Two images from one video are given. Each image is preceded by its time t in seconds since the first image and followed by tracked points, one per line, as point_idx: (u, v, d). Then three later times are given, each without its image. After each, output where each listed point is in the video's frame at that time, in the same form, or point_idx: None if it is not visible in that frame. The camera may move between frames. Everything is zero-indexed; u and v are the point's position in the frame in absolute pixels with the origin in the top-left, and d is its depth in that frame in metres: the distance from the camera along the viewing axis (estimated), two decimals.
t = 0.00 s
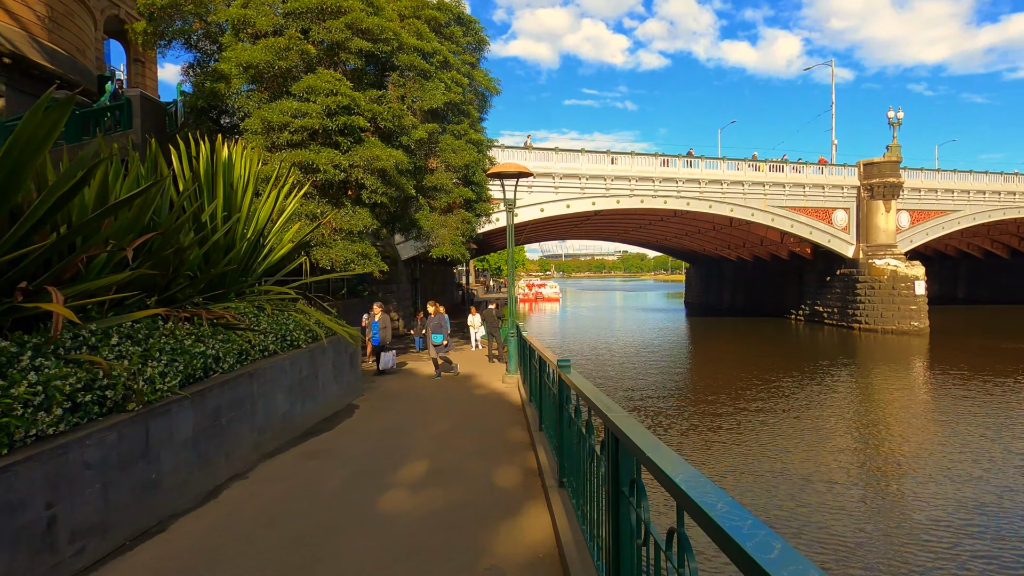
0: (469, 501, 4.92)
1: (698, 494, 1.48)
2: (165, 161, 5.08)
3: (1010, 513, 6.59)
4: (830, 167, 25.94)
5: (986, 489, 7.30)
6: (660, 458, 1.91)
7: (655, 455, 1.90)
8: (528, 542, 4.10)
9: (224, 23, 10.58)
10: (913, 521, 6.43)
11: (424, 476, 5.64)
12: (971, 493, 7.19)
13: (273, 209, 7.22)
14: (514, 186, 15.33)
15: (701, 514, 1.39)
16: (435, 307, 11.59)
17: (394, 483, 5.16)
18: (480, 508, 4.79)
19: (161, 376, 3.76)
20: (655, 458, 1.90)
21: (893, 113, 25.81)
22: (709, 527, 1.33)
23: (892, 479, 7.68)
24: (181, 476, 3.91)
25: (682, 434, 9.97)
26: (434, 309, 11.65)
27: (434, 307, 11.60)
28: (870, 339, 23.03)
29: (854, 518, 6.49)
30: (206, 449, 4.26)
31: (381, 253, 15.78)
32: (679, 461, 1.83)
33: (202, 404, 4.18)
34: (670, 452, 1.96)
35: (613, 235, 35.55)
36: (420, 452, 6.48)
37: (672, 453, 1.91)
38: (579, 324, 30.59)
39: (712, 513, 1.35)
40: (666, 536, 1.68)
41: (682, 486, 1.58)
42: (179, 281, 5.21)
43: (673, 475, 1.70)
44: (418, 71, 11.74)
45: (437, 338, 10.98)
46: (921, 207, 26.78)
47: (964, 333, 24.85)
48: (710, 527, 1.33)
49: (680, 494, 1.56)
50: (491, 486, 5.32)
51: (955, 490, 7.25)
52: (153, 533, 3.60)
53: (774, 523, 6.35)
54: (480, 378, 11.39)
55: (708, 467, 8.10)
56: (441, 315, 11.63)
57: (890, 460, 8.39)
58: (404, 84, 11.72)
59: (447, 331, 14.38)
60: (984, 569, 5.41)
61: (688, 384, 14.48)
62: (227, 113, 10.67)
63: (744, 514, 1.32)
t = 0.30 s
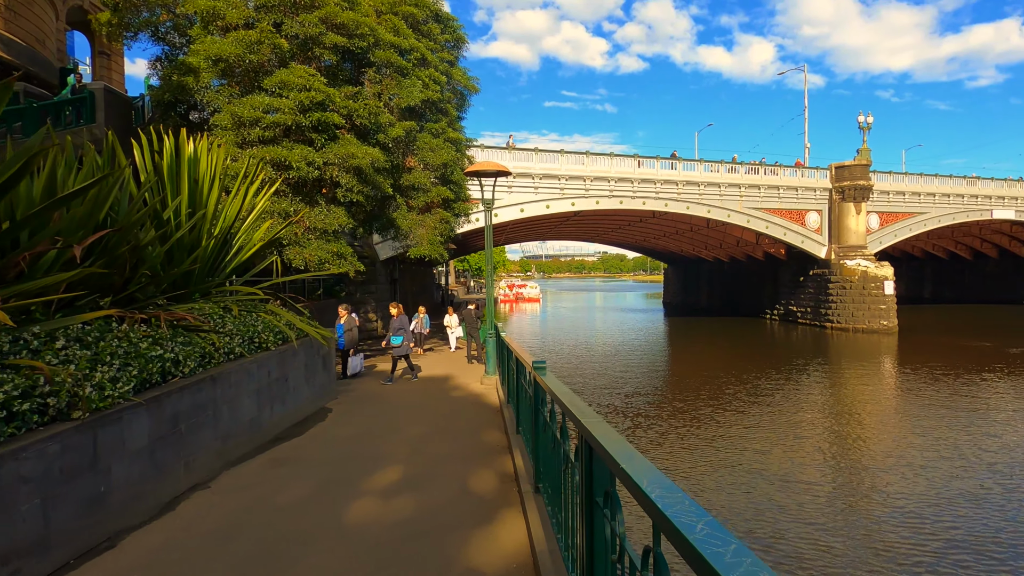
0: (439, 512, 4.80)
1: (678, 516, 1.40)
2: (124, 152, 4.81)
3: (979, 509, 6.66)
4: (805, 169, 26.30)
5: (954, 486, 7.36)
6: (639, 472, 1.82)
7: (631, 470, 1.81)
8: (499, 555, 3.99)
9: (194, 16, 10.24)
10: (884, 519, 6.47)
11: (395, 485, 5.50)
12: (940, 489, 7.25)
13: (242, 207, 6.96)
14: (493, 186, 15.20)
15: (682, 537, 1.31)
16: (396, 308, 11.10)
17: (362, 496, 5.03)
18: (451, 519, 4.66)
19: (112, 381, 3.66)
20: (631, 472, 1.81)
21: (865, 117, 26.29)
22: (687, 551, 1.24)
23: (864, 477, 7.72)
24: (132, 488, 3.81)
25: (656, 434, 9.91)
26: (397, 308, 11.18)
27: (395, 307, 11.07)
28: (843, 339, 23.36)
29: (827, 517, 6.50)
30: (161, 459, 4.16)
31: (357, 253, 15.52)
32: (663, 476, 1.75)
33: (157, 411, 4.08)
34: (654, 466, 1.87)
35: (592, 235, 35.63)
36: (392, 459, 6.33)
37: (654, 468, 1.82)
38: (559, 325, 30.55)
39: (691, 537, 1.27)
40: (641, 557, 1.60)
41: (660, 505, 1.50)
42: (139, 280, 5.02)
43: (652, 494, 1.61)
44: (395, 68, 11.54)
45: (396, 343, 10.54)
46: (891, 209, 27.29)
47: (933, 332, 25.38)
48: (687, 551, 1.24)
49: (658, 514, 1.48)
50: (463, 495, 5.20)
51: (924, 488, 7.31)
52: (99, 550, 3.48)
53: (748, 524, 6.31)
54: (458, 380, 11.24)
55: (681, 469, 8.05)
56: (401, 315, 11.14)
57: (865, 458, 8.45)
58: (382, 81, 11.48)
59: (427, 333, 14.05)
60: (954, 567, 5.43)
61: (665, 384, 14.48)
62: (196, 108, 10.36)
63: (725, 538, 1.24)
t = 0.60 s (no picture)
0: (411, 522, 4.72)
1: (649, 536, 1.53)
2: (81, 144, 4.60)
3: (943, 506, 6.79)
4: (777, 171, 26.72)
5: (920, 483, 7.50)
6: (619, 493, 1.93)
7: (611, 491, 1.92)
8: (470, 567, 3.92)
9: (161, 8, 9.89)
10: (849, 517, 6.60)
11: (366, 492, 5.39)
12: (906, 487, 7.38)
13: (209, 203, 6.72)
14: (470, 185, 15.08)
15: (652, 557, 1.43)
16: (352, 309, 10.84)
17: (327, 504, 5.01)
18: (422, 529, 4.59)
19: (64, 386, 3.70)
20: (610, 494, 1.93)
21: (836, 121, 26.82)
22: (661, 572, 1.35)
23: (833, 476, 7.82)
24: (84, 498, 3.83)
25: (630, 435, 9.92)
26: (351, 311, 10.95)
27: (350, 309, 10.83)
28: (813, 338, 23.81)
29: (798, 517, 6.55)
30: (116, 467, 4.19)
31: (331, 252, 15.29)
32: (642, 498, 1.88)
33: (112, 418, 4.12)
34: (634, 486, 1.99)
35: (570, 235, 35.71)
36: (363, 463, 6.27)
37: (633, 489, 1.94)
38: (537, 325, 30.58)
39: (661, 558, 1.38)
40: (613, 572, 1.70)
41: (632, 524, 1.64)
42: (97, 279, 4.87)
43: (623, 512, 1.76)
44: (371, 65, 11.37)
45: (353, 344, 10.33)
46: (860, 211, 27.87)
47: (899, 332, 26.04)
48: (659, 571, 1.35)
49: (633, 536, 1.59)
50: (432, 501, 5.19)
51: (892, 485, 7.43)
52: (49, 564, 3.49)
53: (721, 526, 6.33)
54: (433, 381, 11.13)
55: (655, 471, 8.06)
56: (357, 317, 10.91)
57: (835, 458, 8.57)
58: (356, 77, 11.27)
59: (404, 334, 13.94)
60: (922, 565, 5.50)
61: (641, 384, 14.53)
62: (163, 102, 10.08)
63: (693, 558, 1.36)
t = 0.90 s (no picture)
0: (383, 530, 4.61)
1: (620, 545, 1.52)
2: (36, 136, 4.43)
3: (912, 504, 6.91)
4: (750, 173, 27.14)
5: (888, 481, 7.63)
6: (589, 499, 1.92)
7: (581, 497, 1.91)
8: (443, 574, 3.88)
9: None
10: (819, 515, 6.70)
11: (337, 498, 5.27)
12: (876, 486, 7.50)
13: (175, 201, 6.50)
14: (446, 184, 14.94)
15: (623, 569, 1.42)
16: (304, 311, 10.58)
17: (296, 510, 4.91)
18: (395, 537, 4.49)
19: (15, 392, 3.55)
20: (580, 499, 1.91)
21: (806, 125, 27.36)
22: None
23: (805, 475, 7.92)
24: (37, 509, 3.68)
25: (605, 435, 9.92)
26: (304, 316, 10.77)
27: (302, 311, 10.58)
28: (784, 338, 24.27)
29: (772, 518, 6.60)
30: (73, 475, 4.04)
31: (304, 251, 15.00)
32: (614, 503, 1.88)
33: (68, 424, 3.97)
34: (605, 491, 1.98)
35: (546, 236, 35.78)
36: (334, 466, 6.16)
37: (604, 494, 1.93)
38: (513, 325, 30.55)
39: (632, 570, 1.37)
40: None
41: (602, 532, 1.64)
42: (55, 278, 4.70)
43: (593, 517, 1.76)
44: (344, 61, 11.18)
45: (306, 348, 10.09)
46: (829, 214, 28.50)
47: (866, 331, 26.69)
48: None
49: (601, 543, 1.60)
50: (405, 507, 5.13)
51: (862, 484, 7.55)
52: None
53: (696, 529, 6.33)
54: (408, 383, 11.01)
55: (630, 472, 8.04)
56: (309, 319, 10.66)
57: (806, 456, 8.71)
58: (330, 73, 11.05)
59: (380, 334, 13.62)
60: (892, 565, 5.57)
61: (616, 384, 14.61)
62: (128, 96, 9.77)
63: (662, 570, 1.36)
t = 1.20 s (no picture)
0: (357, 537, 4.48)
1: (592, 547, 1.49)
2: None
3: (881, 502, 7.03)
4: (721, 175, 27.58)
5: (858, 480, 7.76)
6: (563, 501, 1.87)
7: (555, 498, 1.86)
8: None
9: None
10: (789, 512, 6.79)
11: (308, 503, 5.14)
12: (846, 483, 7.62)
13: (137, 197, 6.27)
14: (420, 183, 14.79)
15: (596, 572, 1.39)
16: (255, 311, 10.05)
17: (265, 517, 4.78)
18: (368, 543, 4.38)
19: None
20: (553, 501, 1.86)
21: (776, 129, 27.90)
22: None
23: (776, 474, 8.02)
24: None
25: (581, 436, 9.92)
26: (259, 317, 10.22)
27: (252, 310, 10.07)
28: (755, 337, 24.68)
29: (747, 518, 6.64)
30: (27, 483, 3.87)
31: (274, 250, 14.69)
32: (587, 504, 1.83)
33: (21, 430, 3.81)
34: (578, 492, 1.94)
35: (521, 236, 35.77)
36: (305, 471, 6.01)
37: (577, 495, 1.89)
38: (488, 325, 30.44)
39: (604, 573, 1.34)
40: None
41: (575, 532, 1.61)
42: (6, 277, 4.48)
43: (566, 518, 1.73)
44: (316, 57, 11.01)
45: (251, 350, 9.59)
46: (798, 215, 29.11)
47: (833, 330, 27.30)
48: None
49: (573, 544, 1.57)
50: (377, 511, 5.03)
51: (832, 482, 7.66)
52: None
53: (672, 530, 6.33)
54: (382, 384, 10.85)
55: (606, 474, 8.03)
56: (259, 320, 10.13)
57: (777, 455, 8.84)
58: (300, 68, 10.86)
59: (354, 336, 13.39)
60: (866, 565, 5.61)
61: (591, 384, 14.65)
62: (88, 88, 9.43)
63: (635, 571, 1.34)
